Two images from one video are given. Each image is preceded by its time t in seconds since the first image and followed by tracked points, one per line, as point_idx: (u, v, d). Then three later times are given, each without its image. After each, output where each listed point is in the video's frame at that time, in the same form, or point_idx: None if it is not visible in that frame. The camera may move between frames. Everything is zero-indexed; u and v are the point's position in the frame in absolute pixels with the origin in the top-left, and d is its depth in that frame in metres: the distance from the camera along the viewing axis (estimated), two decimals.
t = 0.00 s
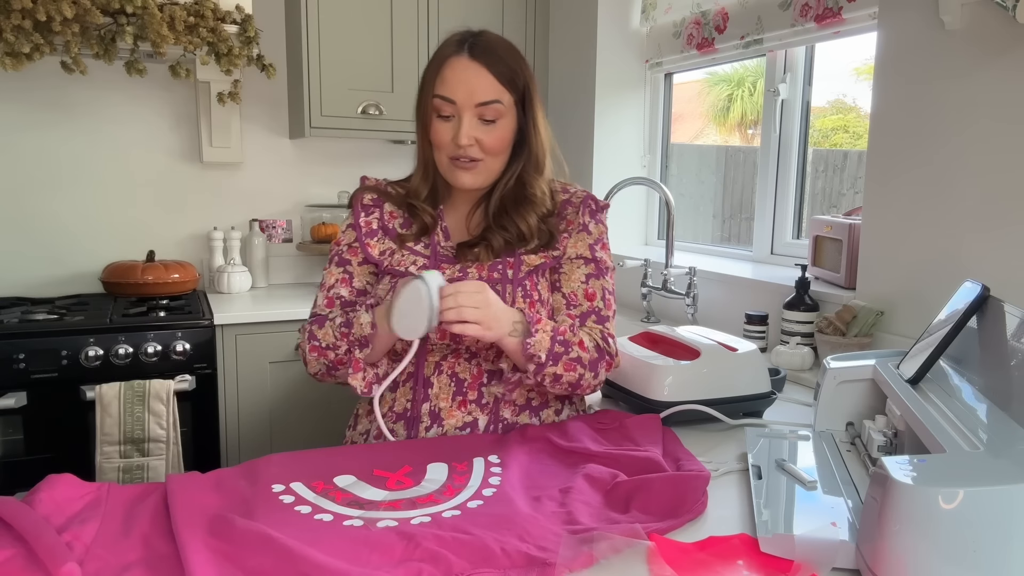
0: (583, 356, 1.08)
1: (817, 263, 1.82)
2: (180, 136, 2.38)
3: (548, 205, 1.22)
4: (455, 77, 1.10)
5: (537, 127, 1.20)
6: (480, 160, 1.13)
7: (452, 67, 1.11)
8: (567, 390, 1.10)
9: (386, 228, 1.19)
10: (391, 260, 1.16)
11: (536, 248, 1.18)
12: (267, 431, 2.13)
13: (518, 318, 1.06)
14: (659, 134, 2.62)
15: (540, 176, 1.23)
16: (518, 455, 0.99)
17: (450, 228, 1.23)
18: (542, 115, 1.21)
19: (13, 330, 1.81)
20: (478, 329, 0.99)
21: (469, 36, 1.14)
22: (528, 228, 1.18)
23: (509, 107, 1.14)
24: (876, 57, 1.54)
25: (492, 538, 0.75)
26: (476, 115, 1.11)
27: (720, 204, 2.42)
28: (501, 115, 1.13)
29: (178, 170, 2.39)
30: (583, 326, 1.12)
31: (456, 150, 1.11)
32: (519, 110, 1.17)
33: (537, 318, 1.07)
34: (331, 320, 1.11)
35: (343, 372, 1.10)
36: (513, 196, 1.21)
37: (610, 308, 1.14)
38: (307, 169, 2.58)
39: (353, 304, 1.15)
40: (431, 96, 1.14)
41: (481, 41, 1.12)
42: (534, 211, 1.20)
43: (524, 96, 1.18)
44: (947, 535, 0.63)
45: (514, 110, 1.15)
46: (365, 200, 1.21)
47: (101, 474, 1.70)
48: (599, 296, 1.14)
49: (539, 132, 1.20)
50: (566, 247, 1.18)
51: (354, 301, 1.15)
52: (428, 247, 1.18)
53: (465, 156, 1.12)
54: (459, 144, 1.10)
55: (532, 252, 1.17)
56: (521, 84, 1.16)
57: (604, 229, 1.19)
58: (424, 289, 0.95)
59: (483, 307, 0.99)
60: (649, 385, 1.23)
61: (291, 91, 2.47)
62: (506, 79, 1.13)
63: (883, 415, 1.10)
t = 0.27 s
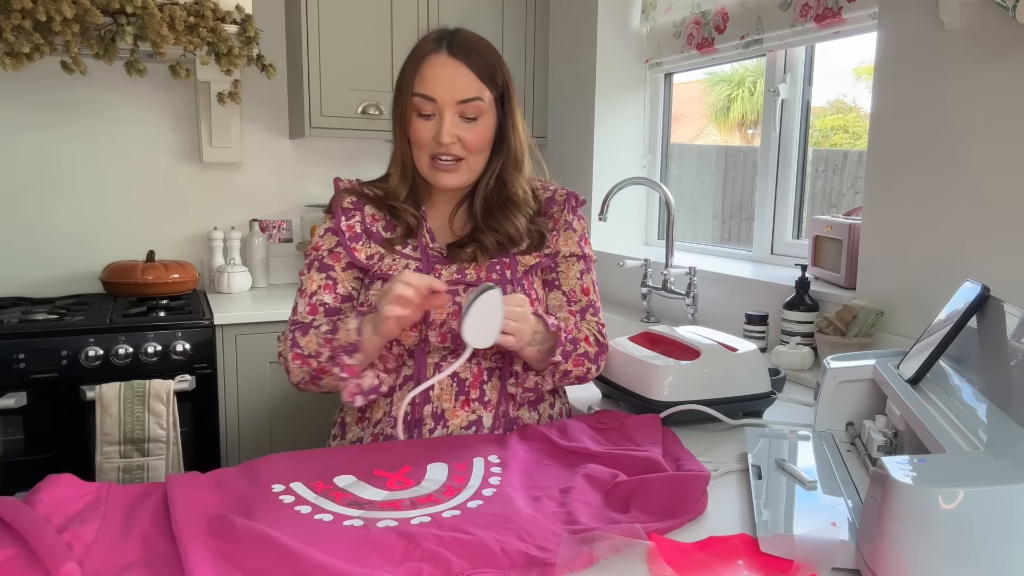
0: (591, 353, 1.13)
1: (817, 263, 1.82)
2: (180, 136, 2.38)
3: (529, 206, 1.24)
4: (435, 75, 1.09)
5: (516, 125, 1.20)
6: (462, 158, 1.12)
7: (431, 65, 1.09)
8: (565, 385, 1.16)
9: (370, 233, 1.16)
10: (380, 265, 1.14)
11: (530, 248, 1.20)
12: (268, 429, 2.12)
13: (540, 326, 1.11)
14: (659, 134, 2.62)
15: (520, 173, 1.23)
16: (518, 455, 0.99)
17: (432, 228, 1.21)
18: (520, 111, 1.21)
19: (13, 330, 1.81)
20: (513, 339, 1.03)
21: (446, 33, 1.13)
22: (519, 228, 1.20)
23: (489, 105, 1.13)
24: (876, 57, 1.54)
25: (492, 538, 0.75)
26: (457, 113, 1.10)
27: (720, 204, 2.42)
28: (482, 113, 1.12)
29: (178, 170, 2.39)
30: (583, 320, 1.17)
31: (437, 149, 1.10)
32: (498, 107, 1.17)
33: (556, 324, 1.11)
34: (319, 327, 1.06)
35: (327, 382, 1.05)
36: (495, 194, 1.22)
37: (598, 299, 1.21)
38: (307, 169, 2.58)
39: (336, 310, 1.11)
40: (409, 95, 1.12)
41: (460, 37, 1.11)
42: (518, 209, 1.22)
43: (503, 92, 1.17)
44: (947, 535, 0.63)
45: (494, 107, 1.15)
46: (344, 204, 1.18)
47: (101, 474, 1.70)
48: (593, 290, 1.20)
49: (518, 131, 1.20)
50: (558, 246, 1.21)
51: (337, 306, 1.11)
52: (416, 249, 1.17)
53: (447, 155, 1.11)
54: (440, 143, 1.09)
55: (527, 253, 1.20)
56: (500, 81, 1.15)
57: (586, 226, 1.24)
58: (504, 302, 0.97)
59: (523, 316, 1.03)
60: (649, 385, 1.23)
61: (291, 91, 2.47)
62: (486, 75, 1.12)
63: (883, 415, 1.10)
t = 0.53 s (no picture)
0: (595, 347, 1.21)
1: (817, 263, 1.82)
2: (179, 136, 2.38)
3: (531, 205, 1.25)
4: (439, 72, 1.07)
5: (516, 125, 1.20)
6: (462, 157, 1.11)
7: (433, 62, 1.08)
8: (573, 381, 1.23)
9: (376, 233, 1.10)
10: (390, 268, 1.11)
11: (534, 252, 1.22)
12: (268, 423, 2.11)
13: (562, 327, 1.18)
14: (659, 134, 2.62)
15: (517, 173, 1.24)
16: (518, 455, 0.99)
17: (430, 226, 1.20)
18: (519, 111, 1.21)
19: (13, 330, 1.81)
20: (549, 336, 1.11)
21: (448, 29, 1.11)
22: (524, 232, 1.22)
23: (491, 104, 1.13)
24: (876, 57, 1.54)
25: (492, 538, 0.75)
26: (459, 111, 1.09)
27: (720, 204, 2.42)
28: (484, 112, 1.11)
29: (177, 170, 2.39)
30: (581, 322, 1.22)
31: (438, 147, 1.09)
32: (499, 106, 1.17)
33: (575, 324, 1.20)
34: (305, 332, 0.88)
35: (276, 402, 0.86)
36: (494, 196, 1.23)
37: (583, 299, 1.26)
38: (307, 169, 2.58)
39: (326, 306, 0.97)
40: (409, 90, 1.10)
41: (463, 35, 1.10)
42: (518, 211, 1.23)
43: (504, 92, 1.17)
44: (947, 535, 0.63)
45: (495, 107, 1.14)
46: (347, 199, 1.11)
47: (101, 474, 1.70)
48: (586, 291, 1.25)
49: (518, 131, 1.21)
50: (557, 251, 1.24)
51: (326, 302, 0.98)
52: (422, 252, 1.14)
53: (447, 153, 1.10)
54: (442, 141, 1.08)
55: (533, 257, 1.22)
56: (501, 80, 1.15)
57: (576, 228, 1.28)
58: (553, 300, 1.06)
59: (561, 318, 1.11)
60: (649, 385, 1.23)
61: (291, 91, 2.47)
62: (488, 74, 1.12)
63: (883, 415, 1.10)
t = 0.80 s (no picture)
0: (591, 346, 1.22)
1: (817, 263, 1.82)
2: (179, 136, 2.38)
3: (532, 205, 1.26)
4: (447, 70, 1.07)
5: (520, 126, 1.21)
6: (467, 156, 1.11)
7: (442, 60, 1.08)
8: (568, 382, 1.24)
9: (382, 233, 1.10)
10: (400, 268, 1.11)
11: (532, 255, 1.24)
12: (268, 423, 2.11)
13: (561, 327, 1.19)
14: (659, 134, 2.62)
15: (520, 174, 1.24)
16: (517, 455, 0.99)
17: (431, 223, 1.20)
18: (525, 113, 1.21)
19: (13, 330, 1.81)
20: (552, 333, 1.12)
21: (457, 28, 1.11)
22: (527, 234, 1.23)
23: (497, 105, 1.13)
24: (876, 57, 1.54)
25: (492, 538, 0.75)
26: (466, 110, 1.09)
27: (720, 204, 2.42)
28: (490, 112, 1.11)
29: (177, 170, 2.39)
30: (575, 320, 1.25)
31: (443, 145, 1.09)
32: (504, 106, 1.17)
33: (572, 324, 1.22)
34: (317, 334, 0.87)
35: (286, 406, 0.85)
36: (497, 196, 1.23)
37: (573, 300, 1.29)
38: (307, 169, 2.58)
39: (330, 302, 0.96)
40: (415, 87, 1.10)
41: (471, 34, 1.10)
42: (518, 212, 1.24)
43: (510, 93, 1.18)
44: (947, 535, 0.63)
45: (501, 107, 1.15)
46: (355, 196, 1.09)
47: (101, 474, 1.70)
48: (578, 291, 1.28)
49: (523, 130, 1.21)
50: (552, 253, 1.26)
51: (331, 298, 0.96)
52: (428, 252, 1.15)
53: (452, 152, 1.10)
54: (447, 140, 1.08)
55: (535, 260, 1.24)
56: (508, 81, 1.15)
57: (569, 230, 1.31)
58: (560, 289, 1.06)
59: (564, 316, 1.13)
60: (650, 385, 1.23)
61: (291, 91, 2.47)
62: (495, 75, 1.12)
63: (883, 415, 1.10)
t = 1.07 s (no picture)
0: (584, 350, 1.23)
1: (817, 263, 1.82)
2: (179, 135, 2.38)
3: (528, 205, 1.27)
4: (444, 69, 1.07)
5: (516, 126, 1.22)
6: (463, 156, 1.11)
7: (439, 59, 1.08)
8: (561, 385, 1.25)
9: (377, 232, 1.10)
10: (394, 267, 1.10)
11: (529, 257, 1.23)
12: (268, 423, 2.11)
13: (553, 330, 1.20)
14: (659, 134, 2.62)
15: (515, 175, 1.25)
16: (517, 455, 0.99)
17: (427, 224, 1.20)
18: (520, 114, 1.22)
19: (13, 330, 1.81)
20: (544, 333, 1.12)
21: (454, 27, 1.11)
22: (523, 235, 1.23)
23: (494, 104, 1.13)
24: (876, 57, 1.54)
25: (492, 538, 0.75)
26: (463, 110, 1.09)
27: (720, 204, 2.42)
28: (487, 112, 1.11)
29: (177, 170, 2.39)
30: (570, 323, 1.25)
31: (440, 145, 1.09)
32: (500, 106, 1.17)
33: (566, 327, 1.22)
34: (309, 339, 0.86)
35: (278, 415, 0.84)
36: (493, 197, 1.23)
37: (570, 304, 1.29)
38: (307, 169, 2.58)
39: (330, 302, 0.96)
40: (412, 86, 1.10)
41: (469, 33, 1.11)
42: (514, 213, 1.24)
43: (506, 93, 1.18)
44: (947, 535, 0.63)
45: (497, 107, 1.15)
46: (350, 196, 1.09)
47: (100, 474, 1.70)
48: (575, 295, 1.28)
49: (519, 130, 1.22)
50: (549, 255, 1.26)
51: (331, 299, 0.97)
52: (422, 252, 1.15)
53: (449, 152, 1.10)
54: (444, 139, 1.08)
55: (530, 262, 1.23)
56: (505, 81, 1.16)
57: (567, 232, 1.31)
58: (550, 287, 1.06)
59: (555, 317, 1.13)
60: (650, 385, 1.23)
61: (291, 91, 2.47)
62: (492, 74, 1.12)
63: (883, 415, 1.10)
